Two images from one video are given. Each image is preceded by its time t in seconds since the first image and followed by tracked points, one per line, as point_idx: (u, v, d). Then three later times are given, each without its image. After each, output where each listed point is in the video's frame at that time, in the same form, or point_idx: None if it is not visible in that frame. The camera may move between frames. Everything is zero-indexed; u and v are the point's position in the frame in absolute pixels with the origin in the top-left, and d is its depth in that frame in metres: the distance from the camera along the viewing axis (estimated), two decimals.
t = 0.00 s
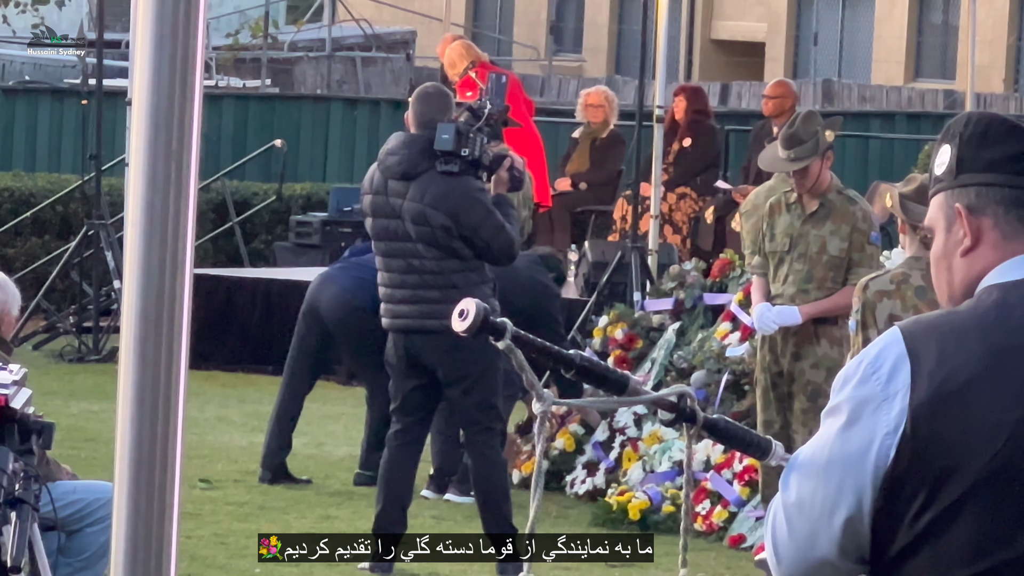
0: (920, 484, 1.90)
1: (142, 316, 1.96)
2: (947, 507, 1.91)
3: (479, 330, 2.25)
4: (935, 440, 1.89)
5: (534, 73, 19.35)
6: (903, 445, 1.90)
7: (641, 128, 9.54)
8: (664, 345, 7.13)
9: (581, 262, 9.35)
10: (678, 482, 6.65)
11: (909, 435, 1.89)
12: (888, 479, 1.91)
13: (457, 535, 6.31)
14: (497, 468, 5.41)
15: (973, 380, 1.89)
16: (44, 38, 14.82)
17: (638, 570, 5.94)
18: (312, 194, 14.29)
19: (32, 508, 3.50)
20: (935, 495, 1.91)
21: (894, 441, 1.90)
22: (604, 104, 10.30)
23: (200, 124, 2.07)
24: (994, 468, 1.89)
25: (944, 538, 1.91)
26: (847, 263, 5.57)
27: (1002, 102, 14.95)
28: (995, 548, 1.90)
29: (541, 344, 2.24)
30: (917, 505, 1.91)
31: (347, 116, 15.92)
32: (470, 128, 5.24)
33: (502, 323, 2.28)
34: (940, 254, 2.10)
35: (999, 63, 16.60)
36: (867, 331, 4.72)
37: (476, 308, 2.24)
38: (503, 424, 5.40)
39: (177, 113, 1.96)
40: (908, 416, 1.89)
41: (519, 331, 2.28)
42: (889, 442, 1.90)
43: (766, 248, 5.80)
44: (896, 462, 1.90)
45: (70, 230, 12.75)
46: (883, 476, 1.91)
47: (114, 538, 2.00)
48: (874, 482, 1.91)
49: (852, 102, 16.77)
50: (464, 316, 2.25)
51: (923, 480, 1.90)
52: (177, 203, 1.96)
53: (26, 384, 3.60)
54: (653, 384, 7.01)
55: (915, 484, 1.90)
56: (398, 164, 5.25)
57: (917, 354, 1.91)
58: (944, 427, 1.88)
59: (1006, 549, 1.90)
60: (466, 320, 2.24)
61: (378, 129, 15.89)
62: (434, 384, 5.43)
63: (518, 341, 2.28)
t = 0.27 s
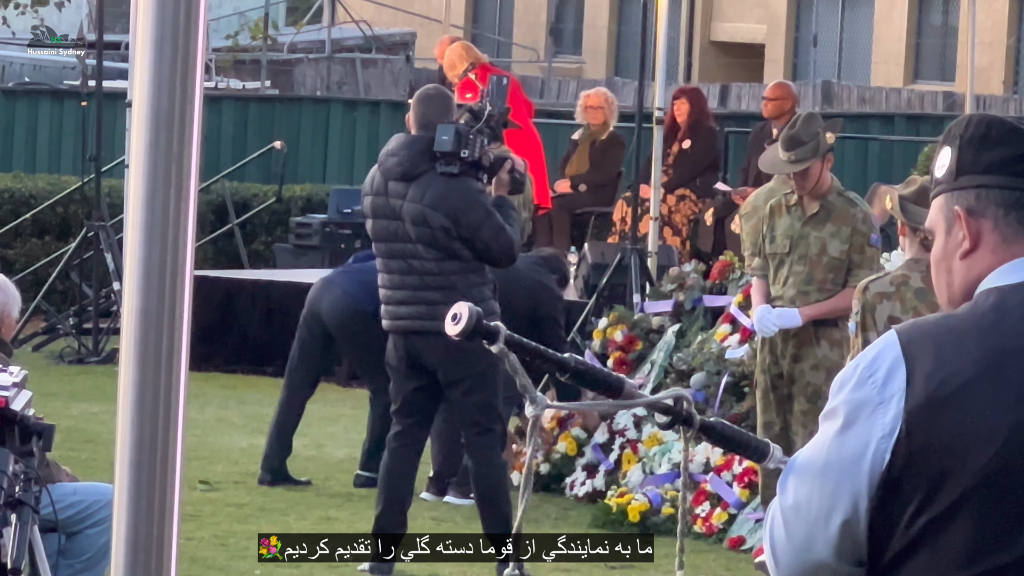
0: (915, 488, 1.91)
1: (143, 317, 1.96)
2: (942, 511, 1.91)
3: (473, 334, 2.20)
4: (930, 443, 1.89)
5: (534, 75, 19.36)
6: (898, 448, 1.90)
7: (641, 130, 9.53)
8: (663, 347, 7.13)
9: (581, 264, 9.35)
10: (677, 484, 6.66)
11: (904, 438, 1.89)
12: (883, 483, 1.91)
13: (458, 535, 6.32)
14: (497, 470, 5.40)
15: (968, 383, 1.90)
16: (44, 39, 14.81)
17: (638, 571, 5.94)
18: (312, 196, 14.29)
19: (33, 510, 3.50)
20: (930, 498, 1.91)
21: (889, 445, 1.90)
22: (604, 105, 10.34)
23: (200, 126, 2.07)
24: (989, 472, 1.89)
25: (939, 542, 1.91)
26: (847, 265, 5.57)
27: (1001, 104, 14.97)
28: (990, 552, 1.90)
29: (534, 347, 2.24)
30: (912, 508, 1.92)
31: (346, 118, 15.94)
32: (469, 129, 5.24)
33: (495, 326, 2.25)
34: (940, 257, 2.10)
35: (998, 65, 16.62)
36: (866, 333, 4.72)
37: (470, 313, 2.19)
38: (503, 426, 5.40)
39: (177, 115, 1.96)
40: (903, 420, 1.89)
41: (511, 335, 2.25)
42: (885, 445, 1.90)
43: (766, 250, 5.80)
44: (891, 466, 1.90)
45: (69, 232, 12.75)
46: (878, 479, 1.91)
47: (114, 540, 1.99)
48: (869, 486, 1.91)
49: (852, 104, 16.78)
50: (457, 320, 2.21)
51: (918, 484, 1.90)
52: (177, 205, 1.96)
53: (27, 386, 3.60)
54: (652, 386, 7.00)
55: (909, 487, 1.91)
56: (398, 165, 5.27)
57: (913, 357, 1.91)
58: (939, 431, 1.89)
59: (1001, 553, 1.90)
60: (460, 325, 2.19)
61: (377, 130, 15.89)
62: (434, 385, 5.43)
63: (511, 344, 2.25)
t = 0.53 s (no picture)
0: (909, 491, 1.91)
1: (142, 318, 1.96)
2: (936, 514, 1.91)
3: (465, 334, 2.23)
4: (925, 446, 1.89)
5: (533, 77, 19.37)
6: (893, 451, 1.90)
7: (641, 132, 9.52)
8: (663, 348, 7.13)
9: (580, 266, 9.35)
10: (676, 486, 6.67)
11: (898, 441, 1.90)
12: (878, 486, 1.92)
13: (457, 535, 6.35)
14: (496, 472, 5.40)
15: (963, 386, 1.90)
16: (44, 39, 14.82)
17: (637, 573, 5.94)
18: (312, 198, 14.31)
19: (32, 511, 3.49)
20: (924, 501, 1.91)
21: (883, 447, 1.90)
22: (604, 108, 10.35)
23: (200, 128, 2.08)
24: (984, 475, 1.89)
25: (933, 544, 1.91)
26: (847, 268, 5.57)
27: (1001, 106, 15.00)
28: (985, 555, 1.90)
29: (529, 349, 2.25)
30: (906, 511, 1.92)
31: (346, 120, 15.97)
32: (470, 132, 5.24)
33: (487, 327, 2.27)
34: (939, 259, 2.11)
35: (998, 67, 16.63)
36: (864, 335, 4.72)
37: (461, 314, 2.23)
38: (503, 428, 5.40)
39: (177, 117, 1.96)
40: (896, 423, 1.90)
41: (505, 336, 2.27)
42: (879, 447, 1.90)
43: (766, 252, 5.81)
44: (885, 469, 1.91)
45: (69, 234, 12.75)
46: (873, 482, 1.91)
47: (114, 542, 2.00)
48: (863, 489, 1.92)
49: (851, 106, 16.80)
50: (449, 321, 2.25)
51: (912, 486, 1.90)
52: (176, 206, 1.97)
53: (27, 388, 3.60)
54: (652, 388, 6.97)
55: (904, 490, 1.91)
56: (399, 167, 5.27)
57: (907, 360, 1.92)
58: (933, 434, 1.89)
59: (994, 556, 1.90)
60: (451, 326, 2.23)
61: (377, 133, 15.93)
62: (433, 387, 5.44)
63: (504, 345, 2.28)
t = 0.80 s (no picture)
0: (908, 494, 1.91)
1: (142, 321, 1.96)
2: (936, 518, 1.91)
3: (466, 339, 2.23)
4: (925, 449, 1.89)
5: (533, 80, 19.35)
6: (893, 455, 1.90)
7: (640, 134, 9.51)
8: (663, 351, 7.15)
9: (580, 268, 9.35)
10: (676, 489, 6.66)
11: (899, 445, 1.89)
12: (878, 490, 1.91)
13: (457, 535, 6.36)
14: (496, 475, 5.39)
15: (963, 389, 1.90)
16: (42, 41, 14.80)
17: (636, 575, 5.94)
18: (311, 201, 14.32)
19: (31, 514, 3.47)
20: (924, 504, 1.91)
21: (884, 451, 1.90)
22: (603, 110, 10.33)
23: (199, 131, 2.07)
24: (983, 478, 1.89)
25: (934, 548, 1.91)
26: (847, 270, 5.57)
27: (1000, 109, 15.00)
28: (984, 558, 1.90)
29: (531, 354, 2.26)
30: (906, 515, 1.92)
31: (346, 122, 15.96)
32: (469, 134, 5.24)
33: (489, 333, 2.27)
34: (939, 262, 2.10)
35: (997, 70, 16.63)
36: (864, 338, 4.71)
37: (463, 320, 2.22)
38: (503, 431, 5.39)
39: (176, 119, 1.96)
40: (897, 426, 1.89)
41: (505, 342, 2.27)
42: (880, 451, 1.90)
43: (765, 255, 5.81)
44: (886, 472, 1.90)
45: (69, 237, 12.74)
46: (873, 486, 1.91)
47: (114, 546, 1.99)
48: (864, 492, 1.91)
49: (851, 109, 16.81)
50: (450, 327, 2.24)
51: (911, 489, 1.90)
52: (176, 209, 1.96)
53: (26, 391, 3.59)
54: (651, 391, 6.99)
55: (904, 493, 1.91)
56: (398, 169, 5.27)
57: (907, 363, 1.92)
58: (934, 437, 1.89)
59: (993, 560, 1.90)
60: (453, 332, 2.22)
61: (376, 135, 15.91)
62: (433, 390, 5.44)
63: (505, 351, 2.28)
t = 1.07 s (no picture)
0: (913, 496, 1.90)
1: (143, 325, 1.96)
2: (938, 520, 1.90)
3: (470, 339, 2.23)
4: (927, 453, 1.89)
5: (532, 83, 19.36)
6: (896, 457, 1.90)
7: (640, 137, 9.51)
8: (662, 354, 7.09)
9: (579, 271, 9.35)
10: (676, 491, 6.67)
11: (902, 447, 1.89)
12: (881, 492, 1.91)
13: (457, 535, 6.36)
14: (496, 477, 5.39)
15: (966, 392, 1.90)
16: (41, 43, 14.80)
17: None
18: (311, 204, 14.36)
19: (32, 517, 3.47)
20: (927, 506, 1.90)
21: (887, 453, 1.90)
22: (603, 113, 10.30)
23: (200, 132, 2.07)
24: (985, 482, 1.89)
25: (936, 551, 1.91)
26: (846, 273, 5.57)
27: (999, 111, 15.01)
28: (985, 561, 1.90)
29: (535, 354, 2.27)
30: (909, 517, 1.91)
31: (345, 125, 15.95)
32: (469, 136, 5.25)
33: (494, 334, 2.28)
34: (940, 264, 2.10)
35: (996, 72, 16.62)
36: (864, 341, 4.73)
37: (468, 320, 2.22)
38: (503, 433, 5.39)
39: (176, 124, 1.96)
40: (901, 428, 1.89)
41: (510, 342, 2.28)
42: (883, 453, 1.90)
43: (765, 257, 5.81)
44: (889, 474, 1.90)
45: (69, 239, 12.75)
46: (877, 488, 1.91)
47: (115, 547, 1.99)
48: (867, 493, 1.91)
49: (850, 111, 16.81)
50: (456, 327, 2.23)
51: (915, 492, 1.90)
52: (177, 213, 1.96)
53: (27, 394, 3.58)
54: (651, 394, 6.97)
55: (906, 496, 1.90)
56: (399, 172, 5.28)
57: (911, 365, 1.92)
58: (937, 441, 1.89)
59: (995, 564, 1.90)
60: (459, 331, 2.22)
61: (376, 138, 15.91)
62: (433, 393, 5.44)
63: (510, 351, 2.28)
